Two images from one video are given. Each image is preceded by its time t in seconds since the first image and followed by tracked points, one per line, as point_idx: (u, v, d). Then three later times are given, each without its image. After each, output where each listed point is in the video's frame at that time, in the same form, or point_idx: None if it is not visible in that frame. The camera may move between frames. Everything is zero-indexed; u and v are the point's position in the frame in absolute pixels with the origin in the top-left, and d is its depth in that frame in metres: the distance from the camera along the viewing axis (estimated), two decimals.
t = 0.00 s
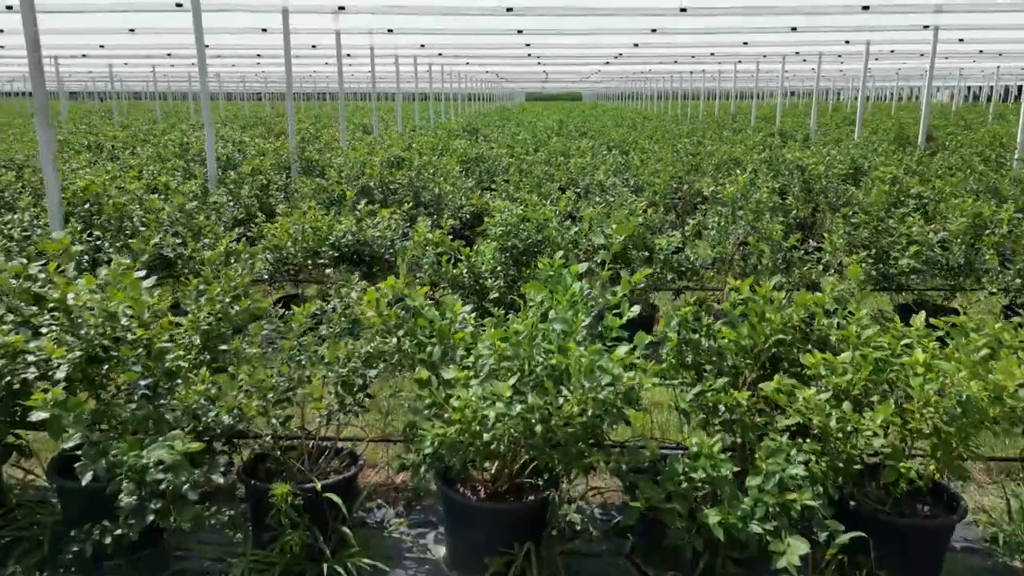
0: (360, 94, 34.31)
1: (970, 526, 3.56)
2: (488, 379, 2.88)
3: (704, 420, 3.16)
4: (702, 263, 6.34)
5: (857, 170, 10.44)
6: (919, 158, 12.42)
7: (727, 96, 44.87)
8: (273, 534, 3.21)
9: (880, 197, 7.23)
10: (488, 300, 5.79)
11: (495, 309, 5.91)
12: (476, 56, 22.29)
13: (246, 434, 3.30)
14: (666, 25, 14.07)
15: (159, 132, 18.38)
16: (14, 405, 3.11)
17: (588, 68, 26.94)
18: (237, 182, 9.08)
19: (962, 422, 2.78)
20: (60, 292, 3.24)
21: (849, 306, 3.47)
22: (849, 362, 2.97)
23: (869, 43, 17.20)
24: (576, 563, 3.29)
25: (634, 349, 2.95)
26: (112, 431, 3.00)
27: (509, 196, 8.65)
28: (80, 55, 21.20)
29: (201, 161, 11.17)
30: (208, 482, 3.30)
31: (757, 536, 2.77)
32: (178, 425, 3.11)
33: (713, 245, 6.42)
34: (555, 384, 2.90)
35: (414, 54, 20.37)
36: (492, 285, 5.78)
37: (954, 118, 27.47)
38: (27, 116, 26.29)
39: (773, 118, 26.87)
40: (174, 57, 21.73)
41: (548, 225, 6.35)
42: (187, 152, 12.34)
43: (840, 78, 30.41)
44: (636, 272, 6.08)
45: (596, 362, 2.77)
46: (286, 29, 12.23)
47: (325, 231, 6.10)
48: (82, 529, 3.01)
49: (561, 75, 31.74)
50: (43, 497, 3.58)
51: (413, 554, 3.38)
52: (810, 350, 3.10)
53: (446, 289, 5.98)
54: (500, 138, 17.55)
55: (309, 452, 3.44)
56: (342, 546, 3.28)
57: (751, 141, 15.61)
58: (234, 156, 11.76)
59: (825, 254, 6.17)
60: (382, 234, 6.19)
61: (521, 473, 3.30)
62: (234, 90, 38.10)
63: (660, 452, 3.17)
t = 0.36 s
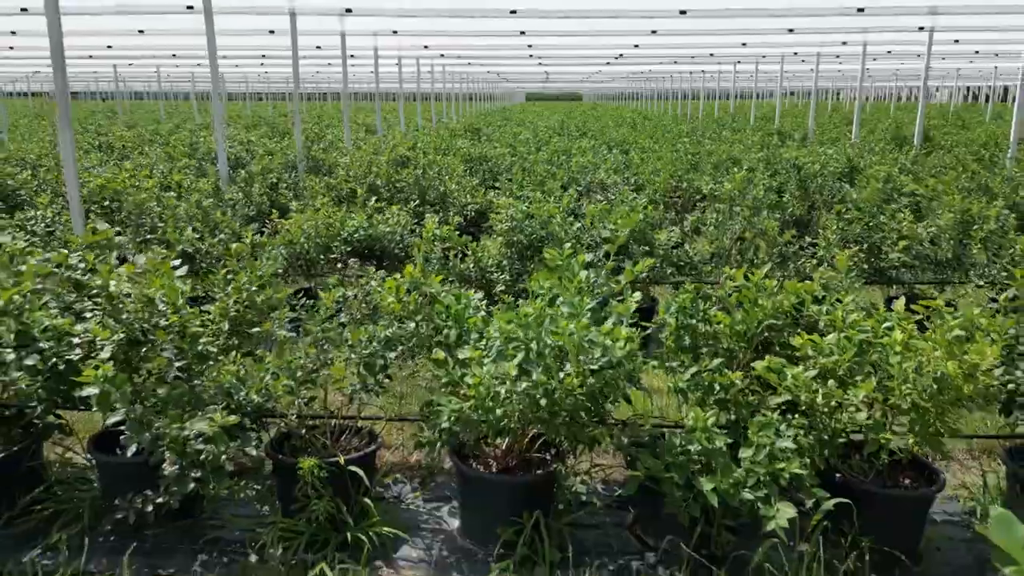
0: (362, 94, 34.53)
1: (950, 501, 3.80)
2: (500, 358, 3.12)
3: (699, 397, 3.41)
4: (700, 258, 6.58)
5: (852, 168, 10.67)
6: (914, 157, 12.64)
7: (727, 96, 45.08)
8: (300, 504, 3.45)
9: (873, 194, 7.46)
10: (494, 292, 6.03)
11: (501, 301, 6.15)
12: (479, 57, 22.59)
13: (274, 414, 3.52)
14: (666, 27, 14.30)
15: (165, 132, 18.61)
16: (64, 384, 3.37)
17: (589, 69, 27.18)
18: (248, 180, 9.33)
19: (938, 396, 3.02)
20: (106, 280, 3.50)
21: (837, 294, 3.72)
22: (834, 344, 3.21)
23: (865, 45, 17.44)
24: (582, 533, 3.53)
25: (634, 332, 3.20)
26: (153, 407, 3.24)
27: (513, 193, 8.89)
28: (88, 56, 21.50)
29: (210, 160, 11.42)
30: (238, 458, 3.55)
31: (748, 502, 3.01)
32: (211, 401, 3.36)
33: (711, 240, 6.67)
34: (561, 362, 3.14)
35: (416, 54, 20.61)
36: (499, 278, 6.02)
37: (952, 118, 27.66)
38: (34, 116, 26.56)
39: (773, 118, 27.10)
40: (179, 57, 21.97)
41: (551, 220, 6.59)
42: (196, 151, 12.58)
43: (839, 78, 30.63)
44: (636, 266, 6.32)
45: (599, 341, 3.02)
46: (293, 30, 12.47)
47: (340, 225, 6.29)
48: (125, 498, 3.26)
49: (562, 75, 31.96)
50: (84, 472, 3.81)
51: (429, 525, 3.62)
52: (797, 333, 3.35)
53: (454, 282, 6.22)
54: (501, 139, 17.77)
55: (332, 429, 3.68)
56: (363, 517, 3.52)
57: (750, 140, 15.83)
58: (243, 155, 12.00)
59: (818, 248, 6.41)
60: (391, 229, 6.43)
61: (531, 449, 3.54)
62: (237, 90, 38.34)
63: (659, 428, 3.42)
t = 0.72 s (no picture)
0: (364, 94, 34.76)
1: (931, 478, 4.04)
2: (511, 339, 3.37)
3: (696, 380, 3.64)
4: (698, 252, 6.82)
5: (847, 167, 10.91)
6: (909, 156, 12.87)
7: (727, 96, 45.34)
8: (322, 478, 3.69)
9: (866, 192, 7.70)
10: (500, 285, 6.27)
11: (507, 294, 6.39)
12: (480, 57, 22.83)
13: (298, 394, 3.76)
14: (666, 28, 14.54)
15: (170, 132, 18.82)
16: (104, 365, 3.61)
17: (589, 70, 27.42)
18: (258, 178, 9.57)
19: (917, 374, 3.26)
20: (142, 268, 3.76)
21: (825, 283, 3.97)
22: (821, 328, 3.46)
23: (862, 46, 17.69)
24: (585, 506, 3.76)
25: (636, 315, 3.45)
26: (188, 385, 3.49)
27: (517, 191, 9.13)
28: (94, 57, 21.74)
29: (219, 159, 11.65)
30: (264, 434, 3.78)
31: (741, 472, 3.24)
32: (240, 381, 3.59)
33: (709, 235, 6.91)
34: (569, 343, 3.39)
35: (419, 55, 20.85)
36: (505, 271, 6.26)
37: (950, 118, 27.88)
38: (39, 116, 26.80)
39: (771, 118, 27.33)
40: (184, 57, 22.17)
41: (555, 216, 6.82)
42: (205, 150, 12.80)
43: (837, 78, 30.87)
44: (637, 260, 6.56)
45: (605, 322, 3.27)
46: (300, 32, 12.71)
47: (351, 220, 6.49)
48: (162, 470, 3.49)
49: (563, 75, 32.18)
50: (117, 450, 4.04)
51: (442, 498, 3.86)
52: (787, 318, 3.60)
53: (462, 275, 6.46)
54: (502, 138, 17.99)
55: (351, 409, 3.92)
56: (380, 490, 3.75)
57: (749, 140, 16.08)
58: (250, 155, 12.24)
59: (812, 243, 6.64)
60: (402, 226, 6.68)
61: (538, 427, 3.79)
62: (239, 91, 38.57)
63: (659, 407, 3.66)
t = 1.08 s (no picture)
0: (366, 94, 35.00)
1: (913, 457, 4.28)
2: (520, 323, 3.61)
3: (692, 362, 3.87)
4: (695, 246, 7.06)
5: (842, 165, 11.16)
6: (903, 154, 13.14)
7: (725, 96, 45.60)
8: (341, 455, 3.92)
9: (859, 189, 7.94)
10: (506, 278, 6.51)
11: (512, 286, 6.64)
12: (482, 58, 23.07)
13: (319, 377, 4.00)
14: (665, 29, 14.79)
15: (176, 131, 19.05)
16: (139, 349, 3.85)
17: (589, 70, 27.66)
18: (267, 176, 9.80)
19: (898, 356, 3.50)
20: (173, 258, 4.00)
21: (813, 273, 4.21)
22: (809, 313, 3.70)
23: (859, 46, 17.97)
24: (588, 482, 4.00)
25: (637, 301, 3.68)
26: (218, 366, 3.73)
27: (520, 188, 9.36)
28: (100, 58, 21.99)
29: (227, 158, 11.89)
30: (286, 415, 4.02)
31: (734, 446, 3.48)
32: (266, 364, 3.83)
33: (707, 229, 7.15)
34: (574, 327, 3.62)
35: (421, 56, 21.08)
36: (510, 265, 6.51)
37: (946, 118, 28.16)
38: (44, 116, 27.04)
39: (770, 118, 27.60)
40: (189, 57, 22.39)
41: (558, 211, 7.06)
42: (212, 149, 13.04)
43: (835, 78, 31.13)
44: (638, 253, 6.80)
45: (608, 306, 3.51)
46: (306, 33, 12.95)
47: (361, 216, 6.72)
48: (193, 446, 3.73)
49: (564, 75, 32.41)
50: (147, 431, 4.27)
51: (453, 476, 4.10)
52: (777, 304, 3.85)
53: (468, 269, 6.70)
54: (504, 138, 18.24)
55: (368, 392, 4.15)
56: (395, 467, 3.99)
57: (746, 139, 16.31)
58: (257, 155, 12.48)
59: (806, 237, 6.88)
60: (411, 221, 6.91)
61: (544, 408, 4.03)
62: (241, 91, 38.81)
63: (658, 388, 3.89)
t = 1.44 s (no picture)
0: (367, 94, 35.23)
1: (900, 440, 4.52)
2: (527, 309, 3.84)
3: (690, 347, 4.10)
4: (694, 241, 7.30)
5: (838, 163, 11.41)
6: (898, 153, 13.39)
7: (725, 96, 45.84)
8: (358, 435, 4.16)
9: (854, 187, 8.16)
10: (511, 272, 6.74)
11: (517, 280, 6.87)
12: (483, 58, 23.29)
13: (337, 362, 4.23)
14: (665, 30, 15.04)
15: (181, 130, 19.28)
16: (168, 335, 4.09)
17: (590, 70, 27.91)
18: (275, 174, 10.03)
19: (882, 339, 3.74)
20: (201, 250, 4.25)
21: (805, 264, 4.44)
22: (800, 300, 3.93)
23: (857, 47, 18.23)
24: (592, 461, 4.24)
25: (637, 289, 3.92)
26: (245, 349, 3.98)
27: (523, 186, 9.60)
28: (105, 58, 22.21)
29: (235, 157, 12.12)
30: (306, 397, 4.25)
31: (729, 424, 3.71)
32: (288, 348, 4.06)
33: (704, 225, 7.38)
34: (578, 313, 3.85)
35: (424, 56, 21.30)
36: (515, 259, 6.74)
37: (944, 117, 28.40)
38: (48, 116, 27.25)
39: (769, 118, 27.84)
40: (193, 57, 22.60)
41: (560, 208, 7.30)
42: (219, 148, 13.27)
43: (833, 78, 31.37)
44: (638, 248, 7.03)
45: (610, 292, 3.74)
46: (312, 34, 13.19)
47: (371, 213, 6.95)
48: (221, 425, 3.98)
49: (565, 75, 32.64)
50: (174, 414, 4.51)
51: (464, 455, 4.34)
52: (770, 293, 4.09)
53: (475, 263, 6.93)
54: (506, 138, 18.46)
55: (383, 376, 4.38)
56: (410, 446, 4.23)
57: (744, 138, 16.53)
58: (264, 154, 12.71)
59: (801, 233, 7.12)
60: (419, 216, 7.15)
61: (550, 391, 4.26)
62: (243, 91, 39.04)
63: (657, 372, 4.13)
